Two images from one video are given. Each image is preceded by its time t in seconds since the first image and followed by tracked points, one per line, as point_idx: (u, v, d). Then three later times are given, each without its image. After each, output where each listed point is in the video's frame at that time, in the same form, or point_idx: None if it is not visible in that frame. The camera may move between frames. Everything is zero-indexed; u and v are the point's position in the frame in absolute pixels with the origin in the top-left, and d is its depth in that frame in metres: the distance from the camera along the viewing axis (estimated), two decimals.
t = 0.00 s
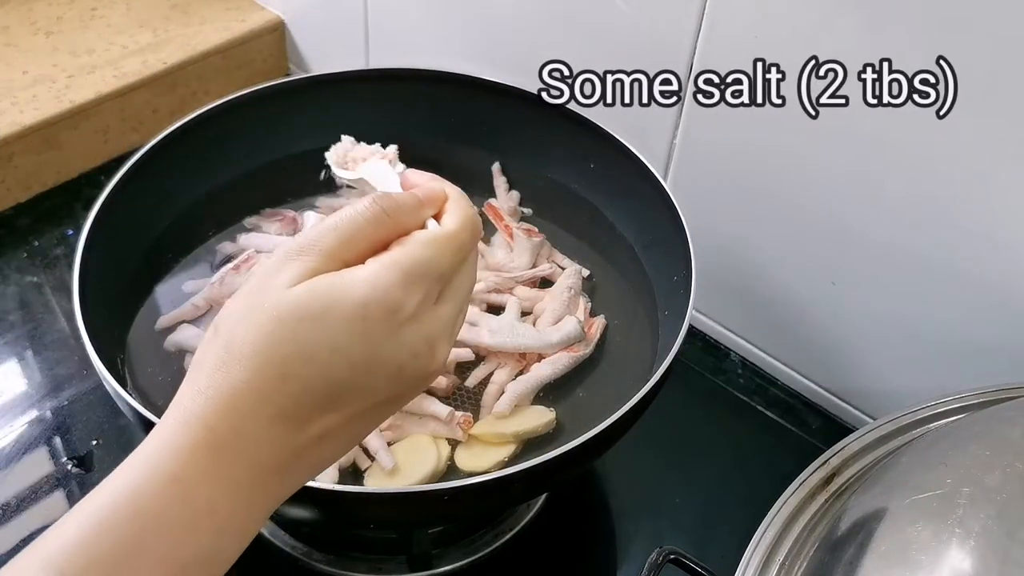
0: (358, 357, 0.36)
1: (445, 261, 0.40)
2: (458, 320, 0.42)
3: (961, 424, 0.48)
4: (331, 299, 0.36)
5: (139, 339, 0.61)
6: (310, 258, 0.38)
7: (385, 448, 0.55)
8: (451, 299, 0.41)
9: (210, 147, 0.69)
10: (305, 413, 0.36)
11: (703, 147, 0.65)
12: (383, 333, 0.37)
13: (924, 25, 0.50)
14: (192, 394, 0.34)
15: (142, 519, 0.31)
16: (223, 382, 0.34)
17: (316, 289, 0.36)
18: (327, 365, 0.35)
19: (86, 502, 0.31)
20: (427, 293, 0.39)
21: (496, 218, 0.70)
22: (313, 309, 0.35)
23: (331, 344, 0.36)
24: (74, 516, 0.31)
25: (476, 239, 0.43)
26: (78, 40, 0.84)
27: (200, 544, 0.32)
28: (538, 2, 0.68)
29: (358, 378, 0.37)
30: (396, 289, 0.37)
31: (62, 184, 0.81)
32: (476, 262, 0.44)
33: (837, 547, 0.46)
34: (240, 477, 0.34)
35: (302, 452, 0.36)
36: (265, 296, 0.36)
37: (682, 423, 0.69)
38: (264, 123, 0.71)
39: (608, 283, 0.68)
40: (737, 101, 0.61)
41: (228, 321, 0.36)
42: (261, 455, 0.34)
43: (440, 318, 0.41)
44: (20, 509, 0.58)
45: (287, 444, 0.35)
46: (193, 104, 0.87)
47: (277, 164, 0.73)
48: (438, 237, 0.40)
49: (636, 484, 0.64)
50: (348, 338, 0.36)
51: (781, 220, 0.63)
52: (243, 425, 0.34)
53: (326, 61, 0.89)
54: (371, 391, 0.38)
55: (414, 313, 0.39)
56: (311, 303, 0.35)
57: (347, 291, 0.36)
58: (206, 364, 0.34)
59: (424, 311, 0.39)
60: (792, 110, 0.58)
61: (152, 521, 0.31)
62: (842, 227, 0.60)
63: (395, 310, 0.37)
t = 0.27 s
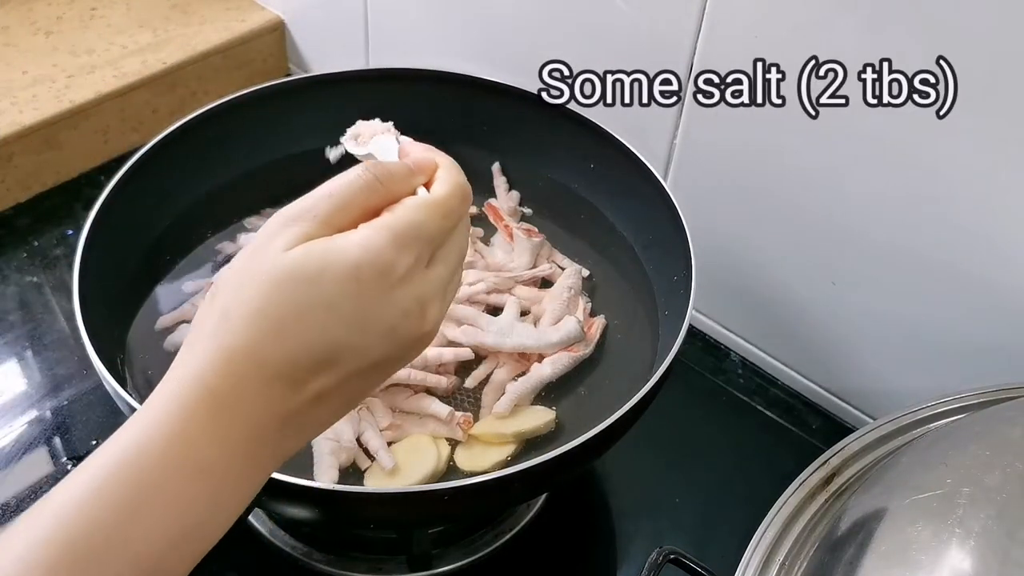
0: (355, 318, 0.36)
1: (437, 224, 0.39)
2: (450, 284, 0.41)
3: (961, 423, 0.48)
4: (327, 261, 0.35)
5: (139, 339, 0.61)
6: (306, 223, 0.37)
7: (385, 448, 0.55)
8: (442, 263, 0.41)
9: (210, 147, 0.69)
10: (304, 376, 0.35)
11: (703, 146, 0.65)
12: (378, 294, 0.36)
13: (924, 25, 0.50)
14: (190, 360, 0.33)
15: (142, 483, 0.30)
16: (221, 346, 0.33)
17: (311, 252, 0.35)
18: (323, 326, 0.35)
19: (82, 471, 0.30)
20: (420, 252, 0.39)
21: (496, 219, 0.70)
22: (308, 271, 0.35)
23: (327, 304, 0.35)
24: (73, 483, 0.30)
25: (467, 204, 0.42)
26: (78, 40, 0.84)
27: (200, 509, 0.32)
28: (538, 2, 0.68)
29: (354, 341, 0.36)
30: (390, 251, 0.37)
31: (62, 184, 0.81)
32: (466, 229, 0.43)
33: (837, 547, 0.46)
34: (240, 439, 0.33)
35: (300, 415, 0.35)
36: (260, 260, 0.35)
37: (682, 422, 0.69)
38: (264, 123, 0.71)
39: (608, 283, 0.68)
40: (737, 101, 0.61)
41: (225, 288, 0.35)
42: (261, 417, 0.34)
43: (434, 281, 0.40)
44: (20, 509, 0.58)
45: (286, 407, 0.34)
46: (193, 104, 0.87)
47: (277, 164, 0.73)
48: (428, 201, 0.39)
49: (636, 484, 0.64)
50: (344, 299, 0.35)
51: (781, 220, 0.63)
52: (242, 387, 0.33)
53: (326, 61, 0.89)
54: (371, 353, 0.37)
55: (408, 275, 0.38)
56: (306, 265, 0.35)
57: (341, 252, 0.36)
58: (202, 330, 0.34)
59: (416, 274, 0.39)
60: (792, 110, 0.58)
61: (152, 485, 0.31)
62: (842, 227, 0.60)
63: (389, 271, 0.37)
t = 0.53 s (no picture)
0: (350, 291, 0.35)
1: (434, 199, 0.39)
2: (444, 258, 0.41)
3: (961, 424, 0.48)
4: (324, 233, 0.35)
5: (139, 340, 0.60)
6: (305, 196, 0.36)
7: (385, 448, 0.55)
8: (438, 237, 0.40)
9: (210, 146, 0.69)
10: (302, 348, 0.35)
11: (703, 147, 0.65)
12: (374, 268, 0.36)
13: (924, 25, 0.50)
14: (191, 333, 0.33)
15: (144, 454, 0.31)
16: (221, 318, 0.33)
17: (309, 226, 0.35)
18: (320, 299, 0.35)
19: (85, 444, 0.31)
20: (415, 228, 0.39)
21: (495, 218, 0.70)
22: (305, 244, 0.34)
23: (323, 275, 0.35)
24: (77, 456, 0.30)
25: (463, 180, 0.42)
26: (78, 40, 0.84)
27: (199, 483, 0.32)
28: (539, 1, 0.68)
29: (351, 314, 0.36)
30: (386, 225, 0.36)
31: (61, 184, 0.81)
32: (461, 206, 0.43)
33: (837, 547, 0.46)
34: (242, 409, 0.33)
35: (299, 388, 0.35)
36: (258, 233, 0.35)
37: (682, 422, 0.69)
38: (264, 123, 0.71)
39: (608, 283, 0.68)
40: (737, 101, 0.61)
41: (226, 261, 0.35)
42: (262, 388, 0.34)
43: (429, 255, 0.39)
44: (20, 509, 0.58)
45: (285, 378, 0.34)
46: (193, 104, 0.87)
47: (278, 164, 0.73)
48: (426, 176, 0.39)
49: (636, 484, 0.64)
50: (340, 271, 0.35)
51: (781, 220, 0.63)
52: (242, 357, 0.33)
53: (326, 61, 0.89)
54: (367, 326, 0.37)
55: (405, 248, 0.38)
56: (303, 237, 0.34)
57: (337, 227, 0.35)
58: (202, 302, 0.33)
59: (412, 248, 0.38)
60: (792, 111, 0.58)
61: (155, 455, 0.31)
62: (842, 228, 0.60)
63: (385, 244, 0.37)
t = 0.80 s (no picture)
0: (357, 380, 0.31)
1: (454, 278, 0.34)
2: (463, 337, 0.36)
3: (961, 424, 0.48)
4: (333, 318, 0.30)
5: (139, 340, 0.61)
6: (315, 268, 0.31)
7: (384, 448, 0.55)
8: (458, 313, 0.35)
9: (210, 147, 0.69)
10: (298, 439, 0.30)
11: (703, 147, 0.65)
12: (385, 354, 0.32)
13: (924, 25, 0.50)
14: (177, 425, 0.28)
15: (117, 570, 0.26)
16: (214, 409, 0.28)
17: (318, 306, 0.30)
18: (324, 385, 0.30)
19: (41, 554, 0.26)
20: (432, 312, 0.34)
21: (495, 217, 0.70)
22: (312, 331, 0.30)
23: (330, 362, 0.30)
24: (38, 565, 0.25)
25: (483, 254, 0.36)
26: (78, 40, 0.84)
27: None
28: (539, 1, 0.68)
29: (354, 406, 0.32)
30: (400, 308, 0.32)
31: (62, 184, 0.81)
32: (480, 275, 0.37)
33: (837, 547, 0.46)
34: (234, 513, 0.28)
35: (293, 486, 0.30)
36: (261, 314, 0.30)
37: (682, 421, 0.69)
38: (264, 123, 0.71)
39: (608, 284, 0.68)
40: (737, 101, 0.61)
41: (225, 333, 0.30)
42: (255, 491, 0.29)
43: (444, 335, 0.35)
44: (20, 509, 0.58)
45: (280, 477, 0.30)
46: (193, 104, 0.87)
47: (277, 165, 0.73)
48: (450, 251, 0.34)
49: (636, 484, 0.64)
50: (348, 358, 0.30)
51: (781, 220, 0.63)
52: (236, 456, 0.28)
53: (326, 61, 0.89)
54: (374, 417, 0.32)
55: (420, 330, 0.33)
56: (312, 322, 0.30)
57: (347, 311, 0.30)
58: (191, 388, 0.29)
59: (427, 327, 0.34)
60: (792, 111, 0.58)
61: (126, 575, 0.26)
62: (842, 228, 0.60)
63: (399, 327, 0.32)
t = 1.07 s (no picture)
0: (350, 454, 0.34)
1: (442, 351, 0.36)
2: (456, 410, 0.39)
3: (961, 424, 0.48)
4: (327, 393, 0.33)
5: (140, 340, 0.61)
6: (308, 344, 0.34)
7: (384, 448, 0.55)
8: (449, 390, 0.38)
9: (210, 147, 0.69)
10: (296, 509, 0.33)
11: (703, 146, 0.65)
12: (376, 431, 0.34)
13: (924, 24, 0.50)
14: (175, 491, 0.31)
15: None
16: (209, 483, 0.31)
17: (311, 384, 0.33)
18: (316, 463, 0.33)
19: None
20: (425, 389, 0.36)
21: (495, 217, 0.70)
22: (306, 406, 0.33)
23: (322, 436, 0.33)
24: None
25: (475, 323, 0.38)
26: (78, 40, 0.84)
27: None
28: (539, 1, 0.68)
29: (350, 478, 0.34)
30: (388, 383, 0.34)
31: (61, 184, 0.81)
32: (473, 347, 0.40)
33: (837, 547, 0.46)
34: None
35: (295, 555, 0.33)
36: (260, 391, 0.33)
37: (682, 421, 0.69)
38: (264, 123, 0.71)
39: (609, 284, 0.68)
40: (738, 101, 0.61)
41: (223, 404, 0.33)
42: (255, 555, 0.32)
43: (436, 411, 0.37)
44: (20, 509, 0.58)
45: (280, 547, 0.32)
46: (193, 104, 0.87)
47: (277, 165, 0.73)
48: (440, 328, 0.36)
49: (636, 485, 0.64)
50: (339, 435, 0.33)
51: (781, 220, 0.63)
52: (231, 526, 0.31)
53: (326, 61, 0.89)
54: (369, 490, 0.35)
55: (410, 406, 0.35)
56: (307, 399, 0.33)
57: (336, 388, 0.33)
58: (192, 459, 0.32)
59: (417, 402, 0.36)
60: (792, 110, 0.58)
61: None
62: (842, 227, 0.60)
63: (389, 404, 0.34)
